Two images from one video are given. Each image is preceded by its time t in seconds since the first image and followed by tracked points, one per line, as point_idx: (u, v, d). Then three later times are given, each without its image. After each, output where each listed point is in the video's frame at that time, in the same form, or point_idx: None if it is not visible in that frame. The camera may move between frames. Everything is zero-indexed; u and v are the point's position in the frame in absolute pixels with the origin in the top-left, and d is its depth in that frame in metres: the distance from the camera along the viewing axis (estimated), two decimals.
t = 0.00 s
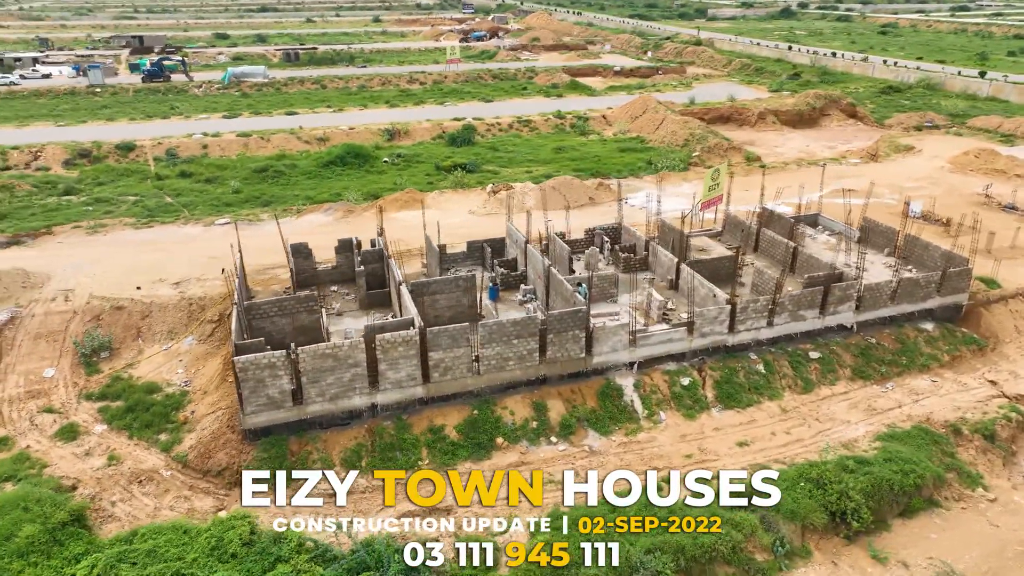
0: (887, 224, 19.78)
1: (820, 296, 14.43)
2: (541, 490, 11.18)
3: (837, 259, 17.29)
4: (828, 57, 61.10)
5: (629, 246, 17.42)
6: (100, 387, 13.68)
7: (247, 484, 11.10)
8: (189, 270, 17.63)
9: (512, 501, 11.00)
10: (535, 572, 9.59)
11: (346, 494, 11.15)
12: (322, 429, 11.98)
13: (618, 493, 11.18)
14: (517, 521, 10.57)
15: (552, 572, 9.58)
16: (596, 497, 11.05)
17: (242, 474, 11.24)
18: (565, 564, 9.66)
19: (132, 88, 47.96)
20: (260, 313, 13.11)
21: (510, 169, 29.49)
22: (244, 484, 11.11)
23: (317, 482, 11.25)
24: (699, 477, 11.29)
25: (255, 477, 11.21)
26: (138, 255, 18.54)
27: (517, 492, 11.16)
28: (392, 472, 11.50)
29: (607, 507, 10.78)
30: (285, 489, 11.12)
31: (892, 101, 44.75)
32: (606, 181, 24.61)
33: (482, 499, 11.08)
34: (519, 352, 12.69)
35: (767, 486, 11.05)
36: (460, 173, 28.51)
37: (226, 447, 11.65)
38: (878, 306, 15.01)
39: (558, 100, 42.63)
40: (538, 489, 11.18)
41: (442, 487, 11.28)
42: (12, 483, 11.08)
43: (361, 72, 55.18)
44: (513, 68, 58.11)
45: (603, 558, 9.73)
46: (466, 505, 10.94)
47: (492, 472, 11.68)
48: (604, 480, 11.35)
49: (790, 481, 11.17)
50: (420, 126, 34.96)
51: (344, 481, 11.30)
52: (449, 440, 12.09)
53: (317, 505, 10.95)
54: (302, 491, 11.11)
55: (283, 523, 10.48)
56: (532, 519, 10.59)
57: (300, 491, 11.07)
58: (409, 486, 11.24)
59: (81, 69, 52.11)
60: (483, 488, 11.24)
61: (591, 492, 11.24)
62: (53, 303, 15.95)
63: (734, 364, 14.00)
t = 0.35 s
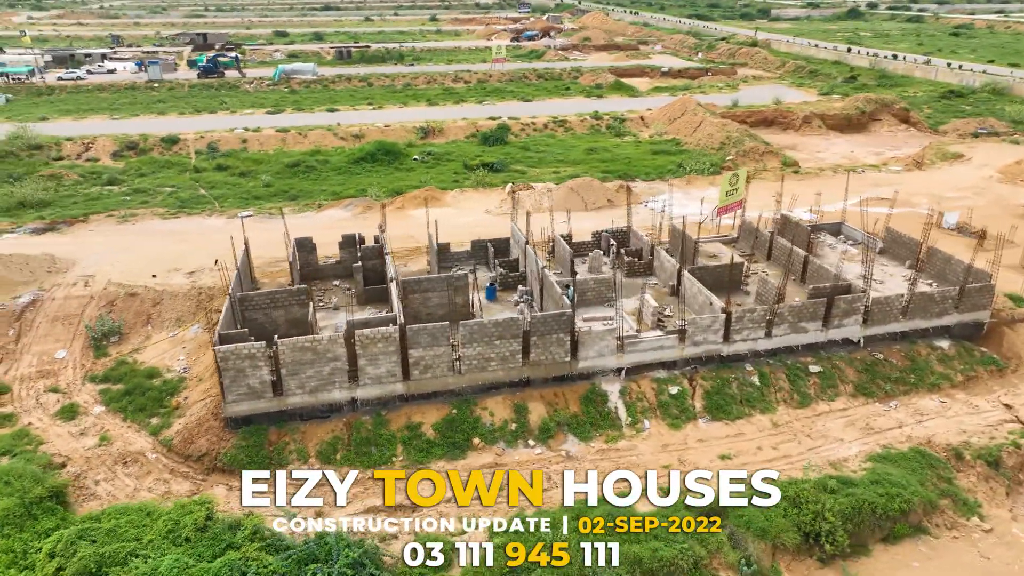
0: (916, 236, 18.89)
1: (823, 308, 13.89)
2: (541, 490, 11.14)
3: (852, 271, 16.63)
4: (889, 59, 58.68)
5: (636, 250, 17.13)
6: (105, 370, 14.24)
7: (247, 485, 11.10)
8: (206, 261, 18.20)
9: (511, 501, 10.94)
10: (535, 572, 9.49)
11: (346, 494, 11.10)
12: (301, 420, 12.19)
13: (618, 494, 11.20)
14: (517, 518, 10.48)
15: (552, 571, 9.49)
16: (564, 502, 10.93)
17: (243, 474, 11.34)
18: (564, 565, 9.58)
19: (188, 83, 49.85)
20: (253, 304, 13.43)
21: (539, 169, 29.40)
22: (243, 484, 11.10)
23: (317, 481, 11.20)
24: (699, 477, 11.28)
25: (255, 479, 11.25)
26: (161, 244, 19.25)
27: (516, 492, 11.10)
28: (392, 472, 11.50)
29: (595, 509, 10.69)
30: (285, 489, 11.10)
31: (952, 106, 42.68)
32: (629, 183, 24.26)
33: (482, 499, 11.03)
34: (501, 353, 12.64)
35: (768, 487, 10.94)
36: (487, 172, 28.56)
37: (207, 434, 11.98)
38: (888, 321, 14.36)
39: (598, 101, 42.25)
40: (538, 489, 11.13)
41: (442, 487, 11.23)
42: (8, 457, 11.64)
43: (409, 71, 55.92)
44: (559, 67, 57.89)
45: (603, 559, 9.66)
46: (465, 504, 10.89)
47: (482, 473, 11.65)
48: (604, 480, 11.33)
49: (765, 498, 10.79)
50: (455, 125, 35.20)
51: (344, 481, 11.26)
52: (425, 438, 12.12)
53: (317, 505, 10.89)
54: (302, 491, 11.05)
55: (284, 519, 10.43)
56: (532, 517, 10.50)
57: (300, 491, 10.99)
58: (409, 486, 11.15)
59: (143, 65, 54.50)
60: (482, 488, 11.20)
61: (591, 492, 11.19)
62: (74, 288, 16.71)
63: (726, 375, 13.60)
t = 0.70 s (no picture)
0: (944, 249, 17.98)
1: (822, 321, 13.37)
2: (541, 491, 11.13)
3: (867, 283, 15.93)
4: (957, 62, 55.89)
5: (643, 254, 16.85)
6: (113, 352, 14.88)
7: (248, 485, 11.11)
8: (223, 251, 18.78)
9: (500, 501, 10.91)
10: (536, 571, 9.50)
11: (345, 494, 11.10)
12: (283, 410, 12.46)
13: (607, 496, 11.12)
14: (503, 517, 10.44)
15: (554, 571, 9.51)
16: (528, 505, 10.84)
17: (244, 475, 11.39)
18: (565, 564, 9.61)
19: (243, 78, 51.51)
20: (249, 295, 13.81)
21: (568, 170, 29.23)
22: (244, 485, 11.12)
23: (316, 483, 11.24)
24: (700, 479, 11.25)
25: (256, 480, 11.28)
26: (186, 233, 19.99)
27: (516, 492, 11.09)
28: (392, 473, 11.51)
29: (559, 514, 10.56)
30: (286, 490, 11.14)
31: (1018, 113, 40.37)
32: (653, 186, 23.85)
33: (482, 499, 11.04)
34: (482, 353, 12.63)
35: (768, 487, 11.04)
36: (515, 172, 28.55)
37: (194, 420, 12.38)
38: (894, 337, 13.72)
39: (640, 102, 41.68)
40: (537, 490, 11.10)
41: (442, 487, 11.23)
42: (9, 430, 12.28)
43: (456, 69, 56.34)
44: (607, 67, 57.33)
45: (604, 558, 9.69)
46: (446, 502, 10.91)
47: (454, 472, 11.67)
48: (604, 480, 11.31)
49: (733, 516, 10.46)
50: (491, 123, 35.31)
51: (344, 482, 11.28)
52: (401, 434, 12.21)
53: (317, 505, 10.86)
54: (302, 492, 11.07)
55: (285, 518, 10.36)
56: (519, 516, 10.48)
57: (301, 492, 11.03)
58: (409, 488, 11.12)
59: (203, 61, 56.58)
60: (483, 487, 11.19)
61: (591, 493, 11.19)
62: (97, 272, 17.53)
63: (715, 386, 13.23)
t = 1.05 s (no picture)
0: (972, 264, 17.08)
1: (818, 334, 12.90)
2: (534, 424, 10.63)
3: (882, 297, 15.28)
4: None
5: (649, 258, 16.58)
6: (124, 334, 15.56)
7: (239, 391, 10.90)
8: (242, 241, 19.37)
9: (466, 500, 10.96)
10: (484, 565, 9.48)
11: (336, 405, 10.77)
12: (269, 397, 12.80)
13: (573, 501, 11.01)
14: (462, 515, 10.46)
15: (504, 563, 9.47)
16: (491, 505, 10.83)
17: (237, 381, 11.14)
18: (516, 560, 9.55)
19: (296, 73, 52.97)
20: (248, 284, 14.24)
21: (598, 170, 28.97)
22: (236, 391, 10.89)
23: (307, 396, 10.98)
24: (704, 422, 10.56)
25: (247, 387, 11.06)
26: (211, 222, 20.71)
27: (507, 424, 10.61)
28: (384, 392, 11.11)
29: (520, 514, 10.51)
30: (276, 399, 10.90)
31: None
32: (676, 189, 23.41)
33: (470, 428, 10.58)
34: (464, 351, 12.67)
35: (739, 504, 10.74)
36: (544, 171, 28.48)
37: (185, 403, 12.85)
38: (898, 353, 13.13)
39: (684, 102, 40.91)
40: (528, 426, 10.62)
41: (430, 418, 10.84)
42: (17, 404, 13.01)
43: (505, 66, 56.48)
44: (658, 67, 56.49)
45: (554, 560, 9.59)
46: (410, 497, 11.00)
47: (425, 467, 11.76)
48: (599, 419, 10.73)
49: (697, 529, 10.21)
50: (527, 121, 35.29)
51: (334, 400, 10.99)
52: (379, 427, 12.38)
53: (287, 491, 11.12)
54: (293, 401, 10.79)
55: (252, 502, 10.65)
56: (479, 514, 10.48)
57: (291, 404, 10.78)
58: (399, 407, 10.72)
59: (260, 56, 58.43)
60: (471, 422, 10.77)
61: (558, 496, 11.11)
62: (122, 257, 18.35)
63: (702, 395, 12.93)
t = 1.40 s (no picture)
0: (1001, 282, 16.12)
1: (812, 347, 12.42)
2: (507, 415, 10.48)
3: (894, 312, 14.59)
4: None
5: (654, 263, 16.28)
6: (138, 317, 16.23)
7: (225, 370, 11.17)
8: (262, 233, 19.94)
9: (431, 496, 11.02)
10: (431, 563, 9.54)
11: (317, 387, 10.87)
12: (258, 385, 13.16)
13: (537, 504, 10.94)
14: (423, 511, 10.54)
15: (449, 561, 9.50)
16: (455, 504, 10.87)
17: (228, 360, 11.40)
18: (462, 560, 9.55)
19: (348, 69, 54.15)
20: (249, 274, 14.64)
21: (629, 171, 28.61)
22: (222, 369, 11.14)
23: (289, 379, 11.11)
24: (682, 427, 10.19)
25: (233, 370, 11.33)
26: (237, 213, 21.40)
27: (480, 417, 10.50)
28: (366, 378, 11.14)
29: (480, 514, 10.52)
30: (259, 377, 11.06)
31: None
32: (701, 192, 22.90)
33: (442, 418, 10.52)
34: (446, 349, 12.74)
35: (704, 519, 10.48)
36: (572, 170, 28.29)
37: (180, 387, 13.34)
38: (898, 372, 12.53)
39: (730, 103, 39.93)
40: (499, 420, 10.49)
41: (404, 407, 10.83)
42: (29, 379, 13.77)
43: (554, 64, 56.31)
44: (710, 67, 55.27)
45: (501, 562, 9.55)
46: (377, 490, 11.13)
47: (398, 462, 11.88)
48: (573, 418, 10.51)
49: (656, 542, 10.00)
50: (564, 121, 35.11)
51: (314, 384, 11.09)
52: (359, 419, 12.58)
53: (260, 477, 11.42)
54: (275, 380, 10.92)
55: (223, 485, 11.01)
56: (439, 512, 10.53)
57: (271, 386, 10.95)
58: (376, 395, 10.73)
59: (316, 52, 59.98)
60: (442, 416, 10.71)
61: (523, 499, 11.06)
62: (147, 244, 19.17)
63: (686, 405, 12.63)
